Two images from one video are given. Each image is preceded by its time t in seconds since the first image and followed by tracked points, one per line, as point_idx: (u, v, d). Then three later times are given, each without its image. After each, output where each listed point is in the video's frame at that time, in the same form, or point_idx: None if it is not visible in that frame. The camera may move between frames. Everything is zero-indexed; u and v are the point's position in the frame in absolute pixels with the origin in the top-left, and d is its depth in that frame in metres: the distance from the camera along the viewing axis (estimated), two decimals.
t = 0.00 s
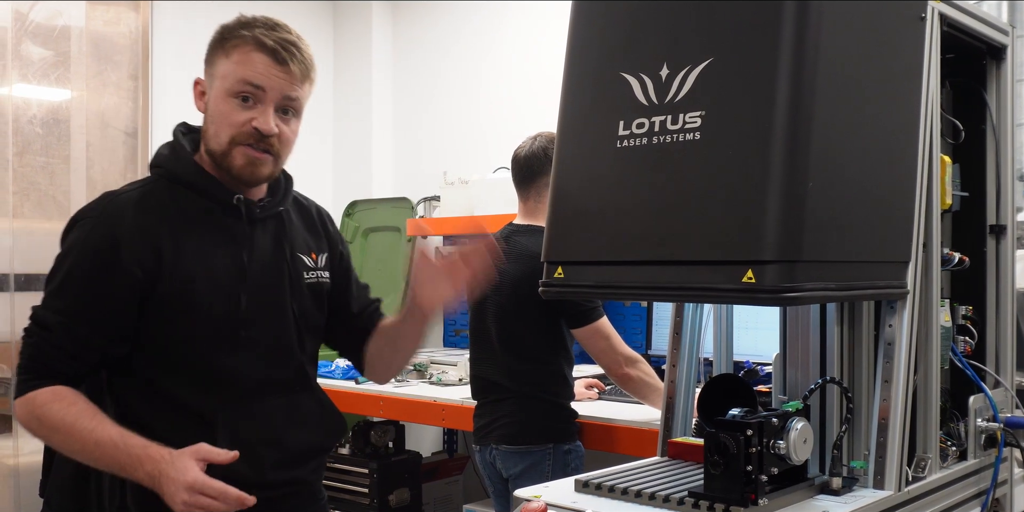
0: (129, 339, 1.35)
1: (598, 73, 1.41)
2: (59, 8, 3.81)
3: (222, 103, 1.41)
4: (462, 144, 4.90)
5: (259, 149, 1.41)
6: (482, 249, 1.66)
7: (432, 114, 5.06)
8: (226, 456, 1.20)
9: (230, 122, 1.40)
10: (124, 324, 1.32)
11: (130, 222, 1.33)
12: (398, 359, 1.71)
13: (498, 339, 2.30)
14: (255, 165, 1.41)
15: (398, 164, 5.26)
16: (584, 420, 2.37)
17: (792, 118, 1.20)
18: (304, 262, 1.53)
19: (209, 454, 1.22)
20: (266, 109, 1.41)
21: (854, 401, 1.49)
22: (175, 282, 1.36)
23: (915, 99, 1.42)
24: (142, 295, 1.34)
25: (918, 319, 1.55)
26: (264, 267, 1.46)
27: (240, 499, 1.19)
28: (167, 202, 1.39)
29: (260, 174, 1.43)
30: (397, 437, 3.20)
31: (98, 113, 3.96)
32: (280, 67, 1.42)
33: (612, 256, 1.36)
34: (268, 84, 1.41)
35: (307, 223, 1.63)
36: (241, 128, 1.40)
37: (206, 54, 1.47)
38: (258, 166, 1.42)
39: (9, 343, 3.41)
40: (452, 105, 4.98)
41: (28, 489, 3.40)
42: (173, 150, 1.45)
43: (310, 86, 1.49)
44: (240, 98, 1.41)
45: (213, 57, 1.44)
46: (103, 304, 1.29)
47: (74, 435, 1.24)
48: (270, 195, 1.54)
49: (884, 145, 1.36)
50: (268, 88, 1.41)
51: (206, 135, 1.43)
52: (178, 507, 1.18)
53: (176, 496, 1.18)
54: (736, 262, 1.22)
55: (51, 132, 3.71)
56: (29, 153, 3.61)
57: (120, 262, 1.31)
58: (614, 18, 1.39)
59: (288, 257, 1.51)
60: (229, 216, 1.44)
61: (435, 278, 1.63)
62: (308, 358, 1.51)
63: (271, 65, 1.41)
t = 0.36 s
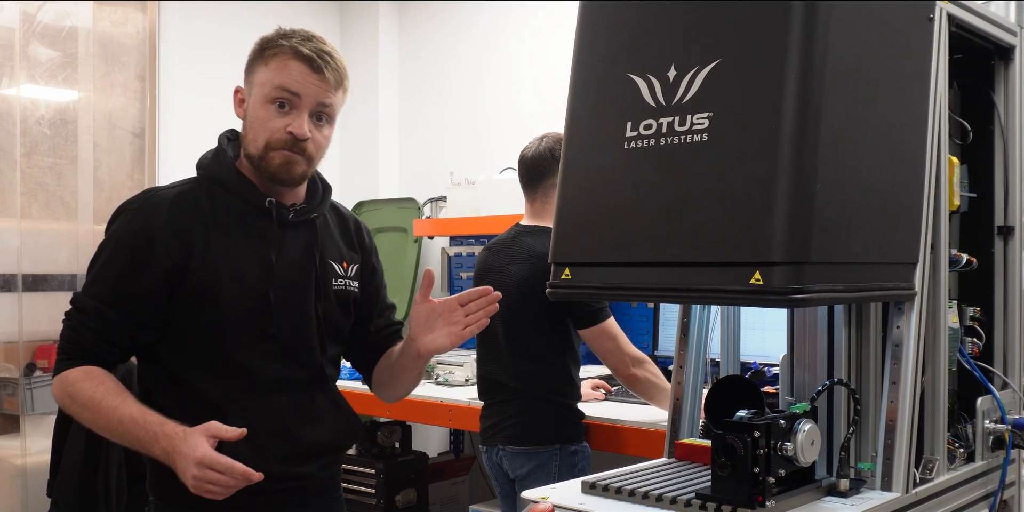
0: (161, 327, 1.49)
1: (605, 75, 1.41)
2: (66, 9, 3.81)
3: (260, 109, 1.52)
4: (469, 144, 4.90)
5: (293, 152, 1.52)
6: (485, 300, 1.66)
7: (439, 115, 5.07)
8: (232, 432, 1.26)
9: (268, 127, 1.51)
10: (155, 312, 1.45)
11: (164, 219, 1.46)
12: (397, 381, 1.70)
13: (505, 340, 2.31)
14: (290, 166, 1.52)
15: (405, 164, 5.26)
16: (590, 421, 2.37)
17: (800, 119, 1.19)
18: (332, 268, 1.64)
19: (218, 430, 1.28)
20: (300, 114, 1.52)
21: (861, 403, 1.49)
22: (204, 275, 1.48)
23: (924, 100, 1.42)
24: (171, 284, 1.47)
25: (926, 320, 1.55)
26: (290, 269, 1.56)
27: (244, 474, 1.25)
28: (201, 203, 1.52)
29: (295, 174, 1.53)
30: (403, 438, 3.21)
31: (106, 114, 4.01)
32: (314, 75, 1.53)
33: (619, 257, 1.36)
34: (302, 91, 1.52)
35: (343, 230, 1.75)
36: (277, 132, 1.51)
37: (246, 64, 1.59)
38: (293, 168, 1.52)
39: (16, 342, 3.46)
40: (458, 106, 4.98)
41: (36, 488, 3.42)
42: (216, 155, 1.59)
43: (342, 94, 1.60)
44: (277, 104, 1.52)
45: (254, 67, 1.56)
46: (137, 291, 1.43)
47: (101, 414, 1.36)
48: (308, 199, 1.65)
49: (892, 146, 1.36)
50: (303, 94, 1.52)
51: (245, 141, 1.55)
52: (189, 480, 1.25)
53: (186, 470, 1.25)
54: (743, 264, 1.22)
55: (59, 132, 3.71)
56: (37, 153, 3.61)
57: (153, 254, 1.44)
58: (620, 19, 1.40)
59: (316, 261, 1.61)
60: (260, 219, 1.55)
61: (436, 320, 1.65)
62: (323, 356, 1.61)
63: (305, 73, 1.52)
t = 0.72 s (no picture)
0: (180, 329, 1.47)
1: (610, 77, 1.41)
2: (73, 11, 3.84)
3: (288, 108, 1.54)
4: (474, 146, 4.91)
5: (320, 151, 1.53)
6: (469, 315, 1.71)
7: (445, 115, 5.07)
8: (270, 427, 1.28)
9: (296, 126, 1.52)
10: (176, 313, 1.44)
11: (188, 221, 1.46)
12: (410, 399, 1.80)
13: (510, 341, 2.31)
14: (316, 165, 1.53)
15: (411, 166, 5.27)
16: (595, 423, 2.37)
17: (805, 122, 1.19)
18: (350, 275, 1.65)
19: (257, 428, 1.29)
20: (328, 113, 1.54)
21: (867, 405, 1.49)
22: (226, 277, 1.47)
23: (930, 101, 1.42)
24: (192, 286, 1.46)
25: (932, 322, 1.54)
26: (311, 273, 1.56)
27: (286, 468, 1.26)
28: (224, 206, 1.52)
29: (320, 176, 1.53)
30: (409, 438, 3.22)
31: (112, 115, 4.00)
32: (342, 75, 1.55)
33: (624, 260, 1.36)
34: (330, 90, 1.54)
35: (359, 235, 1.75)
36: (305, 131, 1.52)
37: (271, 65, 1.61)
38: (319, 168, 1.53)
39: (23, 343, 3.47)
40: (464, 107, 4.99)
41: (42, 489, 3.43)
42: (237, 156, 1.59)
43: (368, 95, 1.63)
44: (305, 104, 1.54)
45: (280, 68, 1.58)
46: (159, 292, 1.42)
47: (129, 418, 1.35)
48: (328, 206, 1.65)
49: (898, 148, 1.36)
50: (331, 94, 1.54)
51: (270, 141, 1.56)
52: (229, 479, 1.25)
53: (225, 468, 1.25)
54: (748, 267, 1.22)
55: (65, 133, 3.72)
56: (44, 155, 3.62)
57: (176, 255, 1.43)
58: (625, 22, 1.40)
59: (336, 268, 1.62)
60: (282, 224, 1.55)
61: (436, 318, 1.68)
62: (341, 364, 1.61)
63: (333, 72, 1.54)
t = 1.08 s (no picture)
0: (190, 358, 1.33)
1: (613, 78, 1.41)
2: (78, 12, 3.85)
3: (314, 115, 1.39)
4: (478, 146, 4.91)
5: (347, 167, 1.40)
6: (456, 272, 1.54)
7: (449, 116, 5.07)
8: (315, 459, 1.18)
9: (321, 136, 1.39)
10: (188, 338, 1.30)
11: (206, 238, 1.32)
12: (438, 410, 1.68)
13: (513, 342, 2.31)
14: (341, 183, 1.40)
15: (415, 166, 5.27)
16: (598, 423, 2.37)
17: (807, 123, 1.19)
18: (364, 290, 1.57)
19: (298, 460, 1.19)
20: (358, 123, 1.40)
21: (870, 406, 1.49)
22: (247, 300, 1.35)
23: (933, 103, 1.42)
24: (210, 311, 1.32)
25: (934, 323, 1.54)
26: (330, 296, 1.48)
27: (338, 505, 1.18)
28: (239, 217, 1.39)
29: (345, 194, 1.41)
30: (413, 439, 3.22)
31: (117, 116, 4.07)
32: (375, 82, 1.41)
33: (627, 261, 1.36)
34: (362, 99, 1.40)
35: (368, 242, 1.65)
36: (332, 143, 1.38)
37: (295, 63, 1.46)
38: (343, 185, 1.40)
39: (27, 343, 3.48)
40: (468, 107, 4.98)
41: (47, 489, 3.44)
42: (250, 162, 1.45)
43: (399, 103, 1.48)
44: (333, 112, 1.40)
45: (306, 68, 1.43)
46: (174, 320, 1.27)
47: (146, 455, 1.19)
48: (342, 218, 1.55)
49: (900, 149, 1.35)
50: (362, 103, 1.40)
51: (292, 148, 1.42)
52: None
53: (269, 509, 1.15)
54: (750, 268, 1.22)
55: (69, 134, 3.72)
56: (48, 155, 3.62)
57: (195, 275, 1.29)
58: (629, 23, 1.39)
59: (352, 283, 1.54)
60: (301, 239, 1.45)
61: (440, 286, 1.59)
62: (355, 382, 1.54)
63: (366, 78, 1.40)
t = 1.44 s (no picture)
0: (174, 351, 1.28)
1: (608, 82, 1.41)
2: (77, 14, 3.90)
3: (297, 85, 1.35)
4: (477, 148, 4.91)
5: (333, 138, 1.36)
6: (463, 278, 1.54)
7: (449, 117, 5.07)
8: (310, 457, 1.16)
9: (305, 107, 1.34)
10: (172, 330, 1.25)
11: (184, 219, 1.27)
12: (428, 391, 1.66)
13: (510, 344, 2.31)
14: (328, 156, 1.36)
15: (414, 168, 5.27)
16: (595, 425, 2.37)
17: (800, 127, 1.19)
18: (361, 271, 1.51)
19: (292, 460, 1.16)
20: (343, 92, 1.35)
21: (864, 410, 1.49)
22: (233, 284, 1.30)
23: (928, 105, 1.41)
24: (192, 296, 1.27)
25: (930, 326, 1.54)
26: (326, 278, 1.43)
27: (335, 503, 1.17)
28: (221, 198, 1.34)
29: (332, 169, 1.36)
30: (411, 440, 3.22)
31: (116, 116, 4.13)
32: (360, 48, 1.36)
33: (621, 265, 1.36)
34: (347, 66, 1.35)
35: (364, 224, 1.60)
36: (316, 115, 1.34)
37: (273, 32, 1.41)
38: (331, 158, 1.36)
39: (27, 345, 3.39)
40: (467, 108, 4.99)
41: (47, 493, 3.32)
42: (232, 142, 1.40)
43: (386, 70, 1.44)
44: (316, 81, 1.35)
45: (286, 36, 1.38)
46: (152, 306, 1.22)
47: (126, 457, 1.17)
48: (332, 195, 1.51)
49: (895, 152, 1.35)
50: (348, 69, 1.35)
51: (273, 122, 1.38)
52: None
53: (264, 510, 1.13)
54: (743, 272, 1.21)
55: (69, 136, 3.77)
56: (48, 157, 3.66)
57: (174, 261, 1.24)
58: (624, 27, 1.39)
59: (348, 266, 1.48)
60: (288, 218, 1.40)
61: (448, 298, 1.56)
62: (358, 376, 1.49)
63: (350, 44, 1.36)
